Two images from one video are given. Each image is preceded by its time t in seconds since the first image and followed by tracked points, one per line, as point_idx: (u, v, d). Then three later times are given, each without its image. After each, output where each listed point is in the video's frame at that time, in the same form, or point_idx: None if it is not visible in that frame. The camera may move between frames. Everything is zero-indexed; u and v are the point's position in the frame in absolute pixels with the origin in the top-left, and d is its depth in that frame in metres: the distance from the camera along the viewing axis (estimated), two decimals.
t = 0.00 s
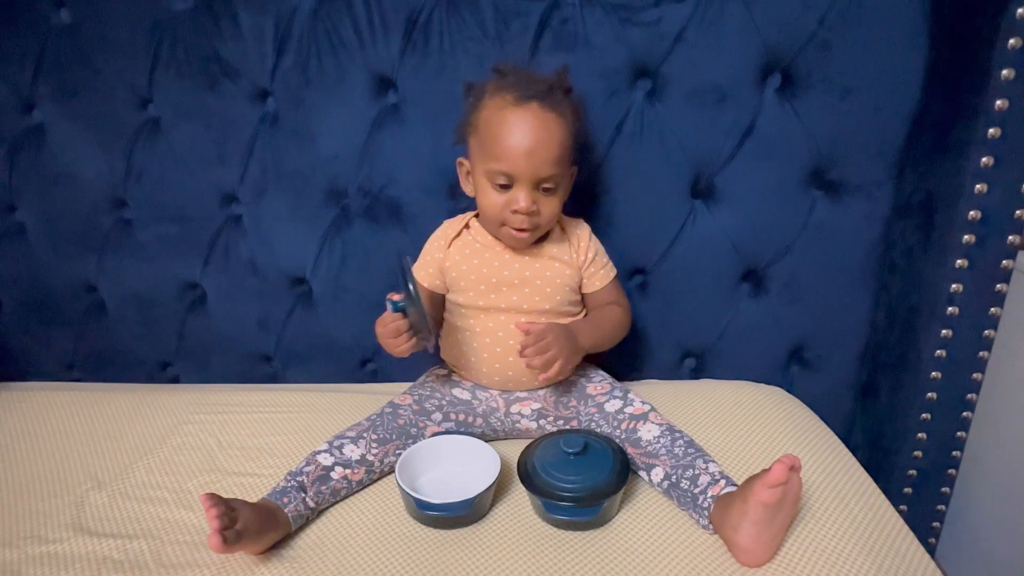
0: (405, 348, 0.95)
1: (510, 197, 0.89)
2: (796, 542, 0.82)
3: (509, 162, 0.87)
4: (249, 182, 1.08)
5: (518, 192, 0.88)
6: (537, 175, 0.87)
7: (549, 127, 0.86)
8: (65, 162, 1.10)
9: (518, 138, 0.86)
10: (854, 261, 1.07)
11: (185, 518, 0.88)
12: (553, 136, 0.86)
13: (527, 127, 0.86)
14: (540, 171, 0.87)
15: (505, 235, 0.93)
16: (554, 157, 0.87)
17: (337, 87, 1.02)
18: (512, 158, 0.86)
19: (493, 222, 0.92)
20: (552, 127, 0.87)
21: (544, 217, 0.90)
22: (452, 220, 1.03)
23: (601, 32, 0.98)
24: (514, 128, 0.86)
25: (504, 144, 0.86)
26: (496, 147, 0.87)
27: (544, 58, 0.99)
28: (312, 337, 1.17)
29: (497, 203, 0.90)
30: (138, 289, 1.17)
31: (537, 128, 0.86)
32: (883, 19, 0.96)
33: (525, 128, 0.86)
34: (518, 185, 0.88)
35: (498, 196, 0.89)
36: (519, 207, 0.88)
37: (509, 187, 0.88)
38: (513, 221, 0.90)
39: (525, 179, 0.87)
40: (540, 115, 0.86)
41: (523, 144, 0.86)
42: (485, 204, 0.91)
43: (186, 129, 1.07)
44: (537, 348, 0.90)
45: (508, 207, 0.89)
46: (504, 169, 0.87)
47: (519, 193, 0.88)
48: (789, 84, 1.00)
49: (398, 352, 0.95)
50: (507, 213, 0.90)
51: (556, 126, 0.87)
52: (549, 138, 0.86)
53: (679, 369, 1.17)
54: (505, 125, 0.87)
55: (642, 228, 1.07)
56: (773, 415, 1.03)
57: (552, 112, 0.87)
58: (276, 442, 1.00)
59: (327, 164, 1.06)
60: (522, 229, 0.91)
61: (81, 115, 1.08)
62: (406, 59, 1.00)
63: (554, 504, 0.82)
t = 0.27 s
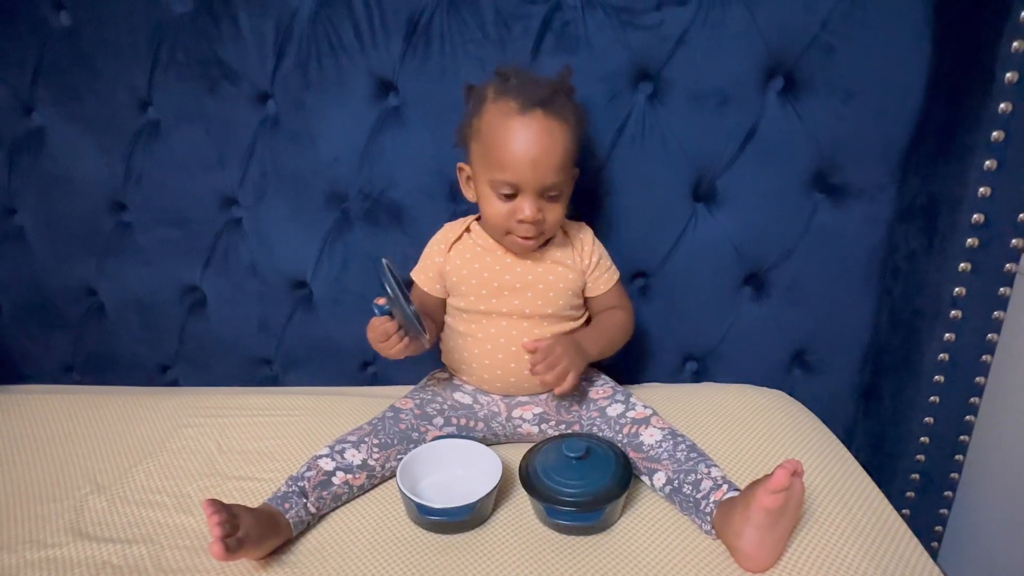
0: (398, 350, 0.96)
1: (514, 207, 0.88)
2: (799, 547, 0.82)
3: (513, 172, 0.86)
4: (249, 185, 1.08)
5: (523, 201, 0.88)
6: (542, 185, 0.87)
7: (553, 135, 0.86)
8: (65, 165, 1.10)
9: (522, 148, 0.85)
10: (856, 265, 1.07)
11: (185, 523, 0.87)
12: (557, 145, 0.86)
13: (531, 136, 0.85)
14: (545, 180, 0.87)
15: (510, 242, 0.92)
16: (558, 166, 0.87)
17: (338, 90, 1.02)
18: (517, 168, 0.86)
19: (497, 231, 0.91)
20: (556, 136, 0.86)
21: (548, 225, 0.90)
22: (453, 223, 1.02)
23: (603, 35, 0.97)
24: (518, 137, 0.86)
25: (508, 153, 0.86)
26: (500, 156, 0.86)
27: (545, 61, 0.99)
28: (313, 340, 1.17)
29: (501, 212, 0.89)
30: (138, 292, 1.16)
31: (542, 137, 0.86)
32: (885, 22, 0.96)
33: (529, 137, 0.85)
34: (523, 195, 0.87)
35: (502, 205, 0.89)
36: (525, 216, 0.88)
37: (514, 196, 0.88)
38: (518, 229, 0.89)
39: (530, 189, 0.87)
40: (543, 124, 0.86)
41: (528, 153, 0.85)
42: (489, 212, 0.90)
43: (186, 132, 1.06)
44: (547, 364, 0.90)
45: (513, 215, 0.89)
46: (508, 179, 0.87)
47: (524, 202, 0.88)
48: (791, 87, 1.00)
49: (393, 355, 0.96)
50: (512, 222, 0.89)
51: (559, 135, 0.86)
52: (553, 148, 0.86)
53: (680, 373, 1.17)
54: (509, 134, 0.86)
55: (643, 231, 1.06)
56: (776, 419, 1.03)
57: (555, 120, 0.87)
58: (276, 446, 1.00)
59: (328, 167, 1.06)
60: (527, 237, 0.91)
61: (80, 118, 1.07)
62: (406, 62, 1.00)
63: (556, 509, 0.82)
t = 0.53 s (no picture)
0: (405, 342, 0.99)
1: (514, 220, 0.91)
2: (804, 544, 0.83)
3: (512, 189, 0.88)
4: (263, 190, 1.10)
5: (522, 215, 0.90)
6: (541, 201, 0.89)
7: (551, 153, 0.87)
8: (83, 170, 1.12)
9: (521, 168, 0.87)
10: (859, 268, 1.09)
11: (203, 520, 0.90)
12: (554, 165, 0.87)
13: (529, 154, 0.87)
14: (542, 197, 0.88)
15: (512, 251, 0.95)
16: (556, 183, 0.88)
17: (350, 98, 1.04)
18: (514, 186, 0.88)
19: (500, 241, 0.94)
20: (554, 155, 0.87)
21: (549, 236, 0.92)
22: (463, 225, 1.04)
23: (610, 43, 1.00)
24: (517, 156, 0.87)
25: (507, 172, 0.88)
26: (500, 173, 0.88)
27: (553, 68, 1.01)
28: (325, 342, 1.19)
29: (502, 224, 0.92)
30: (154, 294, 1.19)
31: (540, 155, 0.87)
32: (887, 30, 0.97)
33: (528, 154, 0.87)
34: (522, 210, 0.90)
35: (503, 218, 0.91)
36: (524, 230, 0.90)
37: (514, 210, 0.90)
38: (519, 241, 0.92)
39: (529, 204, 0.89)
40: (541, 144, 0.87)
41: (526, 172, 0.87)
42: (491, 223, 0.93)
43: (201, 139, 1.09)
44: (585, 367, 0.93)
45: (512, 228, 0.91)
46: (507, 195, 0.89)
47: (524, 217, 0.90)
48: (794, 94, 1.01)
49: (399, 346, 0.99)
50: (512, 234, 0.92)
51: (558, 153, 0.87)
52: (550, 167, 0.87)
53: (685, 374, 1.19)
54: (508, 152, 0.87)
55: (649, 235, 1.08)
56: (781, 419, 1.05)
57: (555, 137, 0.88)
58: (290, 445, 1.02)
59: (340, 173, 1.08)
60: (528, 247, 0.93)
61: (98, 125, 1.10)
62: (417, 71, 1.02)
63: (565, 507, 0.84)
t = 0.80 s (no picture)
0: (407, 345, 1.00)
1: (514, 226, 0.92)
2: (800, 544, 0.85)
3: (512, 195, 0.90)
4: (267, 195, 1.12)
5: (522, 221, 0.92)
6: (541, 207, 0.90)
7: (551, 160, 0.89)
8: (90, 176, 1.14)
9: (522, 174, 0.88)
10: (855, 273, 1.10)
11: (209, 520, 0.91)
12: (554, 171, 0.89)
13: (530, 162, 0.88)
14: (542, 203, 0.90)
15: (513, 257, 0.96)
16: (556, 190, 0.90)
17: (353, 104, 1.06)
18: (515, 192, 0.89)
19: (500, 246, 0.95)
20: (555, 161, 0.89)
21: (549, 242, 0.94)
22: (465, 230, 1.06)
23: (609, 51, 1.01)
24: (519, 163, 0.89)
25: (508, 178, 0.89)
26: (502, 179, 0.90)
27: (554, 76, 1.03)
28: (327, 345, 1.20)
29: (502, 230, 0.93)
30: (159, 298, 1.20)
31: (540, 162, 0.88)
32: (882, 39, 0.99)
33: (529, 161, 0.88)
34: (523, 216, 0.91)
35: (503, 223, 0.93)
36: (524, 235, 0.91)
37: (514, 215, 0.92)
38: (519, 247, 0.93)
39: (529, 211, 0.91)
40: (542, 150, 0.89)
41: (526, 179, 0.88)
42: (492, 228, 0.94)
43: (207, 145, 1.10)
44: (586, 371, 0.94)
45: (513, 234, 0.93)
46: (507, 202, 0.91)
47: (524, 223, 0.91)
48: (790, 101, 1.03)
49: (398, 348, 1.00)
50: (513, 240, 0.93)
51: (558, 159, 0.89)
52: (550, 173, 0.89)
53: (684, 377, 1.20)
54: (510, 159, 0.89)
55: (648, 240, 1.10)
56: (778, 421, 1.06)
57: (556, 144, 0.89)
58: (295, 447, 1.03)
59: (343, 178, 1.10)
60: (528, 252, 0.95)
61: (105, 131, 1.11)
62: (420, 78, 1.04)
63: (566, 507, 0.85)
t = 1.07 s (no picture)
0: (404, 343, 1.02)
1: (517, 227, 0.94)
2: (798, 541, 0.86)
3: (515, 197, 0.91)
4: (272, 197, 1.13)
5: (525, 222, 0.93)
6: (543, 209, 0.92)
7: (553, 163, 0.90)
8: (97, 178, 1.15)
9: (524, 176, 0.90)
10: (854, 274, 1.11)
11: (216, 517, 0.93)
12: (556, 174, 0.90)
13: (533, 165, 0.90)
14: (544, 205, 0.91)
15: (516, 258, 0.98)
16: (558, 192, 0.91)
17: (358, 107, 1.07)
18: (517, 195, 0.91)
19: (504, 247, 0.97)
20: (557, 164, 0.90)
21: (551, 243, 0.95)
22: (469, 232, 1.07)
23: (610, 55, 1.03)
24: (522, 165, 0.90)
25: (511, 181, 0.90)
26: (505, 181, 0.91)
27: (556, 79, 1.04)
28: (331, 345, 1.22)
29: (505, 231, 0.95)
30: (165, 299, 1.22)
31: (542, 165, 0.90)
32: (880, 42, 1.00)
33: (531, 164, 0.90)
34: (525, 217, 0.93)
35: (506, 225, 0.94)
36: (527, 236, 0.93)
37: (517, 217, 0.93)
38: (522, 248, 0.95)
39: (531, 212, 0.92)
40: (544, 154, 0.90)
41: (529, 181, 0.90)
42: (495, 229, 0.96)
43: (213, 147, 1.12)
44: (588, 369, 0.96)
45: (516, 235, 0.94)
46: (510, 204, 0.92)
47: (527, 224, 0.93)
48: (789, 104, 1.04)
49: (398, 347, 1.02)
50: (515, 240, 0.95)
51: (560, 163, 0.90)
52: (552, 176, 0.90)
53: (684, 377, 1.21)
54: (512, 161, 0.90)
55: (649, 241, 1.11)
56: (777, 421, 1.08)
57: (558, 148, 0.91)
58: (300, 445, 1.05)
59: (347, 180, 1.11)
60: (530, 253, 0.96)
61: (113, 134, 1.13)
62: (423, 82, 1.05)
63: (567, 505, 0.87)
